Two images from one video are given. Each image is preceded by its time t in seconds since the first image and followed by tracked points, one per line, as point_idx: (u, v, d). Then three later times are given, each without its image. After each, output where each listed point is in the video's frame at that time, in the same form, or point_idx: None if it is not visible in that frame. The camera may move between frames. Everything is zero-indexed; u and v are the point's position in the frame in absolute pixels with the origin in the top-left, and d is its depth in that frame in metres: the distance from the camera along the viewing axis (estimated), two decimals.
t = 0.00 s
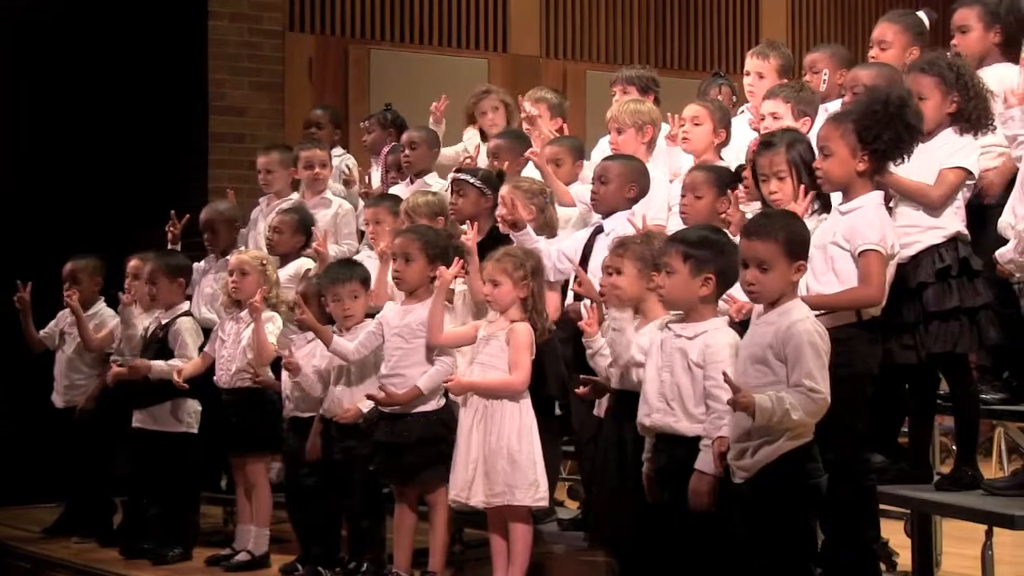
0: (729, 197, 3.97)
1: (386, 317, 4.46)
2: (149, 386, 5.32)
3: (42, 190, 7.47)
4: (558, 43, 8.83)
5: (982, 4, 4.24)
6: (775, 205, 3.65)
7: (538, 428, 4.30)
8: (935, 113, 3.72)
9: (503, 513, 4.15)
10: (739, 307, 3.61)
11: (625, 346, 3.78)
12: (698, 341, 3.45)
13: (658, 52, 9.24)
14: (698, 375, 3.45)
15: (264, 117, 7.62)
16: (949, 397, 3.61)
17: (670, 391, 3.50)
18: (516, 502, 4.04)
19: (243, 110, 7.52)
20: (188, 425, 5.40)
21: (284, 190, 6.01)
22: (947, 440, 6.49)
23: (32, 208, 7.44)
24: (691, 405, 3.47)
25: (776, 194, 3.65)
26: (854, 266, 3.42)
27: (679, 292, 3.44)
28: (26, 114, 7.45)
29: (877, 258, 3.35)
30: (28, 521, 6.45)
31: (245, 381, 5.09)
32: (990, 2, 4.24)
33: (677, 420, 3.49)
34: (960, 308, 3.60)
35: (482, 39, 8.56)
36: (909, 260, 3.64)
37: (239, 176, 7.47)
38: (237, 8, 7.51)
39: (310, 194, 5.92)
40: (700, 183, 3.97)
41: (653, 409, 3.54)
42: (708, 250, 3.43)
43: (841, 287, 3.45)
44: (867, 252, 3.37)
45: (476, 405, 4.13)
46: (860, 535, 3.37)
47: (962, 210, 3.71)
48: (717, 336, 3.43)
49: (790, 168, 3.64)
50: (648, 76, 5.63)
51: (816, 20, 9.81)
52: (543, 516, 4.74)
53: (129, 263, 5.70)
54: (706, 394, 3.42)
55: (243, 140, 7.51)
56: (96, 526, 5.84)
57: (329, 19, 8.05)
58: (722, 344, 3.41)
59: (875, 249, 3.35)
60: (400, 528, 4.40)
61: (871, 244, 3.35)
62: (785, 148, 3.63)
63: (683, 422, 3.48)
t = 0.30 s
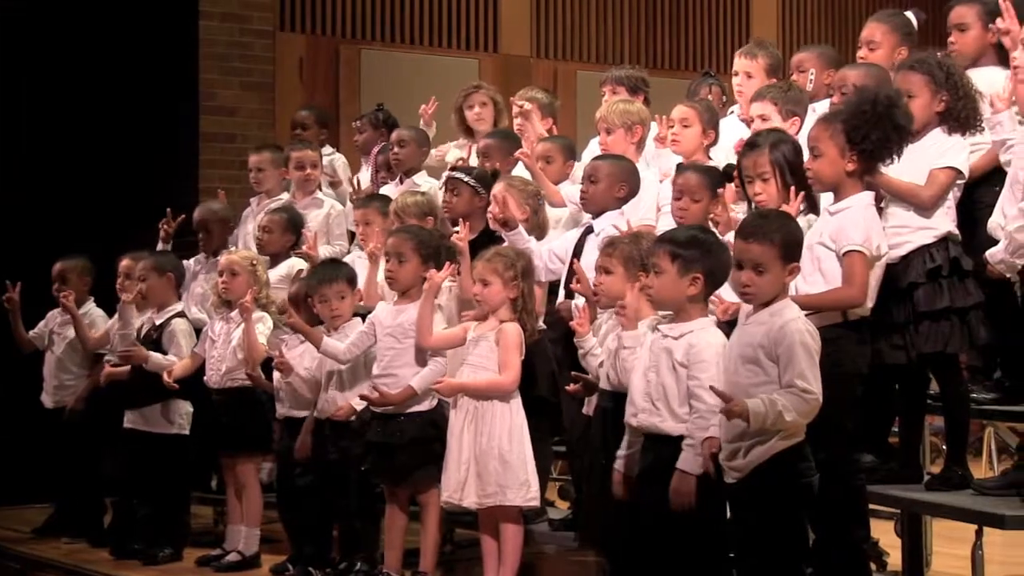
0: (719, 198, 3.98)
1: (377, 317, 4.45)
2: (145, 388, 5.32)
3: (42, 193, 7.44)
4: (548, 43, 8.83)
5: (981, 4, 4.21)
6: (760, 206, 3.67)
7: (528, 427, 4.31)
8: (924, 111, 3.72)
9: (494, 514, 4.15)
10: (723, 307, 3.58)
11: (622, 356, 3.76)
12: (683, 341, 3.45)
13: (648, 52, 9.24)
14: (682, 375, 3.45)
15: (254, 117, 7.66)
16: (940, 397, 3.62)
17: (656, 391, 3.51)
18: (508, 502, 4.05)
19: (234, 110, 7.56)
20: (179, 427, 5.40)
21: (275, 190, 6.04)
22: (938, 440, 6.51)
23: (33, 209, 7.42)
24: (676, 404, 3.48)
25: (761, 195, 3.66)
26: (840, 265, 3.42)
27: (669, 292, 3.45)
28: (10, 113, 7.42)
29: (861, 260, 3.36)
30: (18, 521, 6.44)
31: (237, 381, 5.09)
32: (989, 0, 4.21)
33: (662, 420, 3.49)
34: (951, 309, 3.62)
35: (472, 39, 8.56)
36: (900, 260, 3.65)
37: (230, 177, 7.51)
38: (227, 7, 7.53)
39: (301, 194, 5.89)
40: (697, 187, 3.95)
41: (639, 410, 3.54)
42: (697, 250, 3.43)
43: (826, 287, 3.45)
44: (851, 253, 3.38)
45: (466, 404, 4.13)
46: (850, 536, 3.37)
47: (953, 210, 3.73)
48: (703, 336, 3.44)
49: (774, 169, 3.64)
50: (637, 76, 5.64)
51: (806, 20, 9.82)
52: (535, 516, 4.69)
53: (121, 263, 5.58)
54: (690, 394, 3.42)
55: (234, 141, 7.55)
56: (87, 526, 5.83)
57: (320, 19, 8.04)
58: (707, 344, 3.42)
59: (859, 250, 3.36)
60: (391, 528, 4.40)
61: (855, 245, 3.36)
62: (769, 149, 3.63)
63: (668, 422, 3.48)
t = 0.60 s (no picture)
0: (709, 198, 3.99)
1: (368, 318, 4.44)
2: (133, 387, 5.34)
3: (43, 193, 7.50)
4: (539, 43, 8.83)
5: (974, 5, 4.19)
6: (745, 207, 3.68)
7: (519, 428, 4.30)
8: (914, 110, 3.73)
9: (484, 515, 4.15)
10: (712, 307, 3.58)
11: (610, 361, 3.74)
12: (677, 342, 3.46)
13: (640, 53, 9.25)
14: (675, 375, 3.46)
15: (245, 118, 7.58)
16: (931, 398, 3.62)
17: (648, 392, 3.51)
18: (498, 503, 4.05)
19: (225, 111, 7.49)
20: (168, 428, 5.39)
21: (265, 189, 6.04)
22: (929, 440, 6.53)
23: (33, 209, 7.47)
24: (669, 405, 3.49)
25: (746, 196, 3.67)
26: (830, 266, 3.43)
27: (660, 293, 3.45)
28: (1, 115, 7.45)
29: (852, 261, 3.37)
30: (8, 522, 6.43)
31: (229, 381, 5.08)
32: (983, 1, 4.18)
33: (654, 420, 3.50)
34: (942, 309, 3.62)
35: (462, 39, 8.56)
36: (891, 260, 3.65)
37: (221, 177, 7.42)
38: (215, 7, 7.47)
39: (292, 195, 5.90)
40: (689, 188, 3.96)
41: (630, 410, 3.55)
42: (687, 251, 3.44)
43: (817, 288, 3.46)
44: (840, 254, 3.39)
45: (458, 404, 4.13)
46: (841, 536, 3.39)
47: (945, 211, 3.74)
48: (696, 337, 3.45)
49: (757, 170, 3.65)
50: (625, 76, 5.64)
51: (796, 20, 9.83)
52: (526, 516, 4.69)
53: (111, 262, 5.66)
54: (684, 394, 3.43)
55: (225, 141, 7.47)
56: (77, 527, 5.83)
57: (310, 19, 8.03)
58: (700, 345, 3.43)
59: (849, 251, 3.37)
60: (382, 528, 4.41)
61: (845, 246, 3.37)
62: (753, 150, 3.64)
63: (661, 423, 3.49)
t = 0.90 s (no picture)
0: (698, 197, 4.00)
1: (357, 318, 4.45)
2: (127, 386, 5.34)
3: (43, 193, 7.39)
4: (530, 43, 8.84)
5: (968, 6, 4.20)
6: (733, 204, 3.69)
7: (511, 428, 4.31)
8: (904, 109, 3.74)
9: (476, 516, 4.15)
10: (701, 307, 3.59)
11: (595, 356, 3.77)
12: (666, 342, 3.47)
13: (631, 53, 9.26)
14: (666, 375, 3.46)
15: (237, 118, 7.65)
16: (923, 398, 3.63)
17: (640, 392, 3.52)
18: (492, 503, 4.05)
19: (216, 110, 7.55)
20: (162, 428, 5.36)
21: (257, 189, 6.05)
22: (919, 440, 6.55)
23: (32, 209, 7.36)
24: (660, 405, 3.49)
25: (733, 193, 3.68)
26: (825, 266, 3.45)
27: (650, 293, 3.46)
28: None
29: (848, 260, 3.37)
30: None
31: (221, 381, 5.08)
32: (977, 3, 4.19)
33: (646, 421, 3.50)
34: (934, 309, 3.64)
35: (453, 39, 8.55)
36: (883, 260, 3.66)
37: (213, 176, 7.50)
38: (208, 7, 7.53)
39: (284, 196, 5.89)
40: (677, 188, 3.97)
41: (622, 411, 3.55)
42: (678, 251, 3.45)
43: (812, 288, 3.47)
44: (837, 253, 3.39)
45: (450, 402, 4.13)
46: (832, 536, 3.40)
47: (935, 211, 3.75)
48: (686, 336, 3.45)
49: (745, 168, 3.65)
50: (615, 77, 5.65)
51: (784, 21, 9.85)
52: (517, 516, 4.69)
53: (97, 263, 5.69)
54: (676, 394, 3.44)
55: (214, 141, 7.53)
56: (68, 527, 5.82)
57: (301, 19, 8.03)
58: (691, 344, 3.43)
59: (846, 250, 3.38)
60: (373, 528, 4.41)
61: (842, 245, 3.38)
62: (741, 149, 3.66)
63: (652, 423, 3.49)
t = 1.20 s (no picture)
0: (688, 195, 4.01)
1: (346, 319, 4.46)
2: (120, 386, 5.33)
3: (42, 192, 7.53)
4: (522, 43, 8.84)
5: (961, 13, 4.16)
6: (724, 200, 3.71)
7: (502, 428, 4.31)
8: (894, 108, 3.75)
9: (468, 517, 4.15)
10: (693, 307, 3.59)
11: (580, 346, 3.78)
12: (660, 341, 3.47)
13: (622, 53, 9.26)
14: (659, 375, 3.47)
15: (227, 118, 7.58)
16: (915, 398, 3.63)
17: (632, 392, 3.52)
18: (484, 503, 4.05)
19: (207, 111, 7.48)
20: (154, 428, 5.36)
21: (250, 189, 6.05)
22: (910, 440, 6.57)
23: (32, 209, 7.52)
24: (653, 405, 3.49)
25: (724, 189, 3.70)
26: (812, 266, 3.44)
27: (642, 293, 3.46)
28: None
29: (832, 258, 3.38)
30: None
31: (215, 381, 5.09)
32: (966, 9, 4.16)
33: (638, 421, 3.51)
34: (929, 309, 3.63)
35: (444, 39, 8.55)
36: (876, 260, 3.67)
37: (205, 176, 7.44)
38: (198, 7, 7.45)
39: (277, 196, 5.89)
40: (663, 187, 3.97)
41: (615, 411, 3.55)
42: (669, 251, 3.46)
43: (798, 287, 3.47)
44: (822, 251, 3.40)
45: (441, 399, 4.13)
46: (823, 536, 3.40)
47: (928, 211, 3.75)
48: (678, 336, 3.45)
49: (738, 165, 3.67)
50: (607, 78, 5.66)
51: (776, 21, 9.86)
52: (509, 516, 4.69)
53: (80, 265, 5.68)
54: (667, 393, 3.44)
55: (204, 141, 7.46)
56: (59, 528, 5.81)
57: (293, 19, 8.03)
58: (682, 343, 3.43)
59: (830, 248, 3.39)
60: (364, 527, 4.41)
61: (826, 243, 3.39)
62: (738, 145, 3.67)
63: (645, 423, 3.50)
